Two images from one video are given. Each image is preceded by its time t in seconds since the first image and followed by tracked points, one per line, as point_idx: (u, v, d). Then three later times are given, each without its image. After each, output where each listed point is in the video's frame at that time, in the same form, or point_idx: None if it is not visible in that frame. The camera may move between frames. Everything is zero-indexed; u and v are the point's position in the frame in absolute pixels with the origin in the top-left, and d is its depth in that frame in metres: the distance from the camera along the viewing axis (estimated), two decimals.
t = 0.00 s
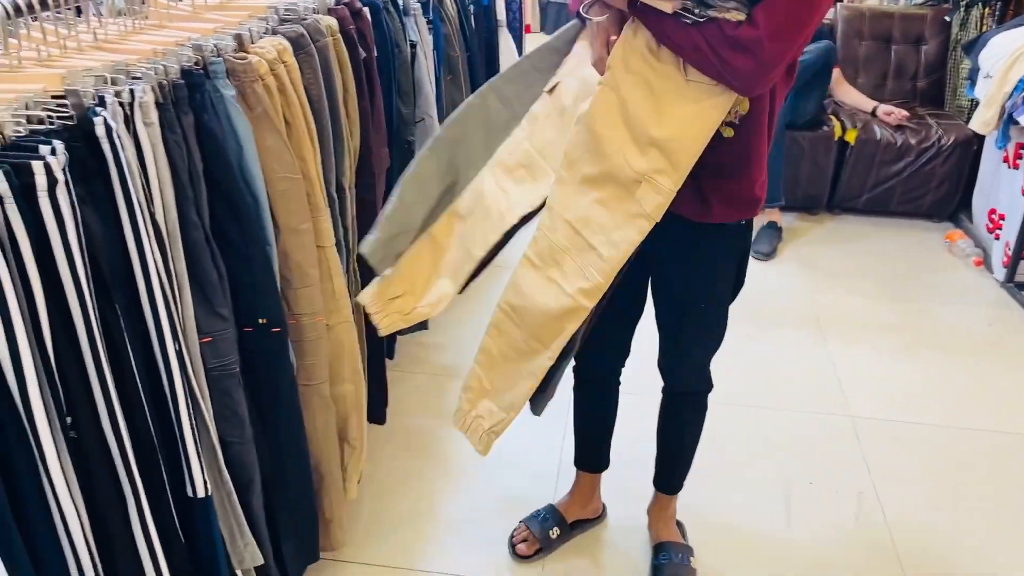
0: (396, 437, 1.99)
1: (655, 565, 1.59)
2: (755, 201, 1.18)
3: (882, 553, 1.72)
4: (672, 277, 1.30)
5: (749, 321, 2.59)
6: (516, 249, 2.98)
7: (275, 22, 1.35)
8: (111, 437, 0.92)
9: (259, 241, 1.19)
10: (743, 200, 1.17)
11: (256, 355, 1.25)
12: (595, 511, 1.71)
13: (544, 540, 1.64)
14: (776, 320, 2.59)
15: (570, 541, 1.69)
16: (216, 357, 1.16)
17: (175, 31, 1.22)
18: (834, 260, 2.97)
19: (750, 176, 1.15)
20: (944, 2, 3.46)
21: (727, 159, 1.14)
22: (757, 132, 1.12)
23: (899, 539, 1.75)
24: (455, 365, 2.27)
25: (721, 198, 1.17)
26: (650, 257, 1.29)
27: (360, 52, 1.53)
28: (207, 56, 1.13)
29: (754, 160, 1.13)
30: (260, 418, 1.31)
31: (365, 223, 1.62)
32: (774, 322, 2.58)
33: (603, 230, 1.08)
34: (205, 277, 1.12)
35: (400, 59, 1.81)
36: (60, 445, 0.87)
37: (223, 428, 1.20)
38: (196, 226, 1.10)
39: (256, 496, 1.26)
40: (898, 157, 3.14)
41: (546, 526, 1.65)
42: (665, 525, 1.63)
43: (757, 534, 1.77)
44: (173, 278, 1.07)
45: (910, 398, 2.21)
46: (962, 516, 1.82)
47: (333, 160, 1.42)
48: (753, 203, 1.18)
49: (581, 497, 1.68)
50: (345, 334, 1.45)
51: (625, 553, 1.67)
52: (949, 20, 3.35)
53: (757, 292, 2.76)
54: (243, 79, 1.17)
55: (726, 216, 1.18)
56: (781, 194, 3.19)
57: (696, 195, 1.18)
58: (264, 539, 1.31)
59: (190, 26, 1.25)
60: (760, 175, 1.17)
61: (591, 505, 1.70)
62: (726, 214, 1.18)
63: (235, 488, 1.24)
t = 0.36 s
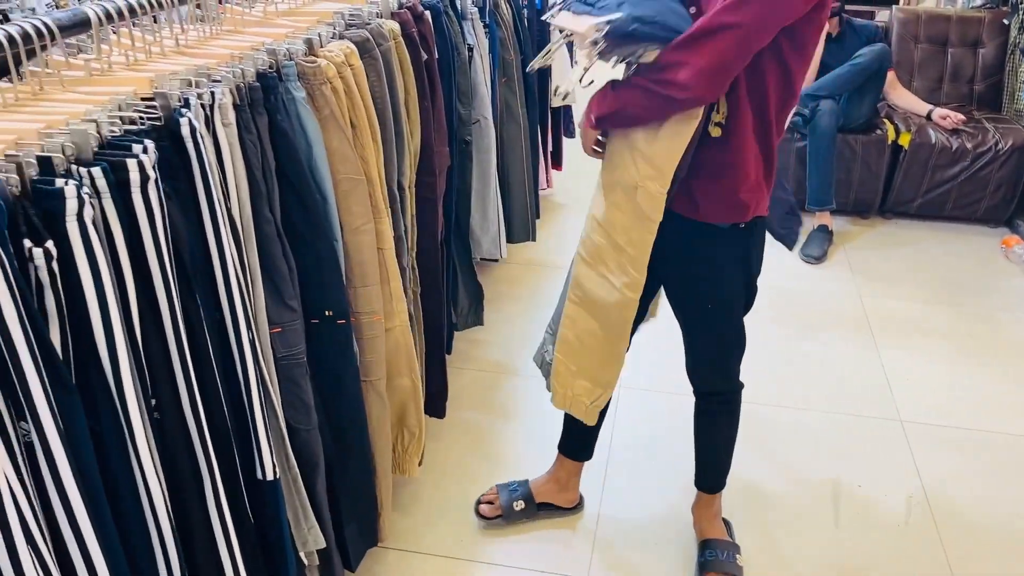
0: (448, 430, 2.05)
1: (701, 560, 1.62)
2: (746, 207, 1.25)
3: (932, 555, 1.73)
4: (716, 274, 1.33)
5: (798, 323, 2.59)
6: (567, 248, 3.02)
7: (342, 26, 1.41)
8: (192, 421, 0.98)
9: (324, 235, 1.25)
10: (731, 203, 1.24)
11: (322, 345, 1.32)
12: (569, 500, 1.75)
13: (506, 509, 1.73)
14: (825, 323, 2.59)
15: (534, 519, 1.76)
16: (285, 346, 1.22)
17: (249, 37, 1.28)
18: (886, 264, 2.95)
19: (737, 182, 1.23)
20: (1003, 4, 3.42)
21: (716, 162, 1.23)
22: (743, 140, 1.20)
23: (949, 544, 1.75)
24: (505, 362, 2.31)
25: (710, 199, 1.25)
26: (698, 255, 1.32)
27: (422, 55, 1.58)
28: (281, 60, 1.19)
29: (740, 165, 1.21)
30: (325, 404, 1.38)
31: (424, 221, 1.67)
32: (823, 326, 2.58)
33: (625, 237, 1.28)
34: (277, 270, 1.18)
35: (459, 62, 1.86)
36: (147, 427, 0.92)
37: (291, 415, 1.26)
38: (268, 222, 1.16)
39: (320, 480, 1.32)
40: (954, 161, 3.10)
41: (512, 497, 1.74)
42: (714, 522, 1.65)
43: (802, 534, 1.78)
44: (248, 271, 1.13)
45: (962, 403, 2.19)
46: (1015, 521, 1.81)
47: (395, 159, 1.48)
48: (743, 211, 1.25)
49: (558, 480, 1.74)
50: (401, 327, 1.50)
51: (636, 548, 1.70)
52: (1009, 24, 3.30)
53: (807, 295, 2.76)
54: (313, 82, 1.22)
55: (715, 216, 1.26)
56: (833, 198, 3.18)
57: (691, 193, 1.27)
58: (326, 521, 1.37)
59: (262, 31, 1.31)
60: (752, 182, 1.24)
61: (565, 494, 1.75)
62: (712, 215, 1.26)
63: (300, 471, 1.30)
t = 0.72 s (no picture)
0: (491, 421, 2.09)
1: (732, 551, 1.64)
2: (681, 191, 1.27)
3: (971, 552, 1.74)
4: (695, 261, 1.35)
5: (836, 325, 2.60)
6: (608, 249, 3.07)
7: (399, 26, 1.47)
8: (262, 397, 1.03)
9: (380, 225, 1.31)
10: (663, 186, 1.28)
11: (377, 331, 1.38)
12: (591, 493, 1.81)
13: (528, 496, 1.80)
14: (864, 326, 2.60)
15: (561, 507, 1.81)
16: (344, 330, 1.28)
17: (313, 36, 1.35)
18: (927, 267, 2.94)
19: (671, 167, 1.26)
20: None
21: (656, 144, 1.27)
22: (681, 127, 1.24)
23: (988, 542, 1.77)
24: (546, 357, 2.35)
25: (646, 181, 1.29)
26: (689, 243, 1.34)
27: (473, 55, 1.64)
28: (344, 58, 1.25)
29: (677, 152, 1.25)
30: (377, 388, 1.44)
31: (473, 215, 1.73)
32: (862, 328, 2.59)
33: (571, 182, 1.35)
34: (338, 258, 1.24)
35: (507, 62, 1.91)
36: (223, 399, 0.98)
37: (348, 398, 1.32)
38: (331, 212, 1.22)
39: (373, 460, 1.38)
40: (998, 164, 3.08)
41: (535, 486, 1.80)
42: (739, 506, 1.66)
43: (840, 530, 1.80)
44: (311, 258, 1.19)
45: (1003, 406, 2.19)
46: None
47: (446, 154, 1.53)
48: (676, 196, 1.28)
49: (577, 473, 1.79)
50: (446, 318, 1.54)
51: (663, 541, 1.73)
52: None
53: (846, 298, 2.77)
54: (372, 80, 1.27)
55: (648, 195, 1.30)
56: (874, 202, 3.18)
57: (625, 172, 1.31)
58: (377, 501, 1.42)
59: (326, 30, 1.38)
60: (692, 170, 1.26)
61: (588, 486, 1.80)
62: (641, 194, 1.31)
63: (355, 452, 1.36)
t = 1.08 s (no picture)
0: (528, 413, 2.15)
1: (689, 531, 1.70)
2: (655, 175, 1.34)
3: (1005, 551, 1.76)
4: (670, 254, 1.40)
5: (870, 330, 2.62)
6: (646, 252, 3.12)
7: (454, 27, 1.53)
8: (327, 373, 1.09)
9: (434, 215, 1.37)
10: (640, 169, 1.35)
11: (427, 318, 1.44)
12: (630, 484, 1.85)
13: (568, 486, 1.85)
14: (898, 330, 2.62)
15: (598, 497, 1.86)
16: (398, 316, 1.34)
17: (374, 36, 1.42)
18: (964, 274, 2.95)
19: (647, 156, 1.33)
20: None
21: (633, 132, 1.35)
22: (651, 116, 1.30)
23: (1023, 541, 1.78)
24: (583, 355, 2.40)
25: (626, 166, 1.37)
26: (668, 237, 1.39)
27: (521, 56, 1.71)
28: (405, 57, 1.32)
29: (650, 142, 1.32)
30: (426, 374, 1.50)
31: (517, 210, 1.78)
32: (897, 333, 2.61)
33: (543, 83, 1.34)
34: (395, 246, 1.30)
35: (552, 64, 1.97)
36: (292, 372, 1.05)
37: (401, 381, 1.38)
38: (390, 202, 1.28)
39: (421, 442, 1.44)
40: None
41: (574, 476, 1.85)
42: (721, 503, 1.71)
43: (874, 527, 1.83)
44: (371, 245, 1.25)
45: None
46: None
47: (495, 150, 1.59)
48: (654, 182, 1.35)
49: (618, 466, 1.84)
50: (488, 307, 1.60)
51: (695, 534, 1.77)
52: None
53: (882, 303, 2.79)
54: (430, 78, 1.33)
55: (631, 181, 1.37)
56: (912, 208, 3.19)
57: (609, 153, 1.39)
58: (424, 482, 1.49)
59: (385, 31, 1.45)
60: (667, 157, 1.32)
61: (627, 477, 1.84)
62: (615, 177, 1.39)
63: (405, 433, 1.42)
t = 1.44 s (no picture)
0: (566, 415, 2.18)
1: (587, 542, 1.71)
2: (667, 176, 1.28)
3: None
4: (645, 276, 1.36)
5: (912, 343, 2.61)
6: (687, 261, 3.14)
7: (505, 34, 1.58)
8: (380, 363, 1.13)
9: (483, 217, 1.41)
10: (649, 169, 1.28)
11: (474, 317, 1.48)
12: (669, 486, 1.92)
13: (606, 488, 1.88)
14: (941, 344, 2.61)
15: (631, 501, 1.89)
16: (446, 313, 1.38)
17: (428, 41, 1.47)
18: (1009, 288, 2.92)
19: (659, 156, 1.27)
20: None
21: (642, 131, 1.28)
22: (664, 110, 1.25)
23: None
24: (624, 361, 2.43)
25: (638, 170, 1.29)
26: (663, 247, 1.34)
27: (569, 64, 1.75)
28: (458, 62, 1.36)
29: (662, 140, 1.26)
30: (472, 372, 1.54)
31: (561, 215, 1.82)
32: (939, 346, 2.60)
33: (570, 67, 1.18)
34: (445, 245, 1.34)
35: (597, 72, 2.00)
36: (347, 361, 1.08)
37: (449, 377, 1.42)
38: (441, 203, 1.32)
39: (465, 438, 1.47)
40: None
41: (612, 477, 1.89)
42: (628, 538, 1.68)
43: (913, 537, 1.83)
44: (422, 245, 1.29)
45: None
46: None
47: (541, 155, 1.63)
48: (664, 183, 1.28)
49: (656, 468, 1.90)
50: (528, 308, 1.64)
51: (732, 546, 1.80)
52: None
53: (925, 316, 2.78)
54: (482, 82, 1.37)
55: (643, 185, 1.30)
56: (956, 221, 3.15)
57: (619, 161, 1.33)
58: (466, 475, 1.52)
59: (439, 37, 1.49)
60: (681, 155, 1.27)
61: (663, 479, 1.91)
62: (632, 180, 1.31)
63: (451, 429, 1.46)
